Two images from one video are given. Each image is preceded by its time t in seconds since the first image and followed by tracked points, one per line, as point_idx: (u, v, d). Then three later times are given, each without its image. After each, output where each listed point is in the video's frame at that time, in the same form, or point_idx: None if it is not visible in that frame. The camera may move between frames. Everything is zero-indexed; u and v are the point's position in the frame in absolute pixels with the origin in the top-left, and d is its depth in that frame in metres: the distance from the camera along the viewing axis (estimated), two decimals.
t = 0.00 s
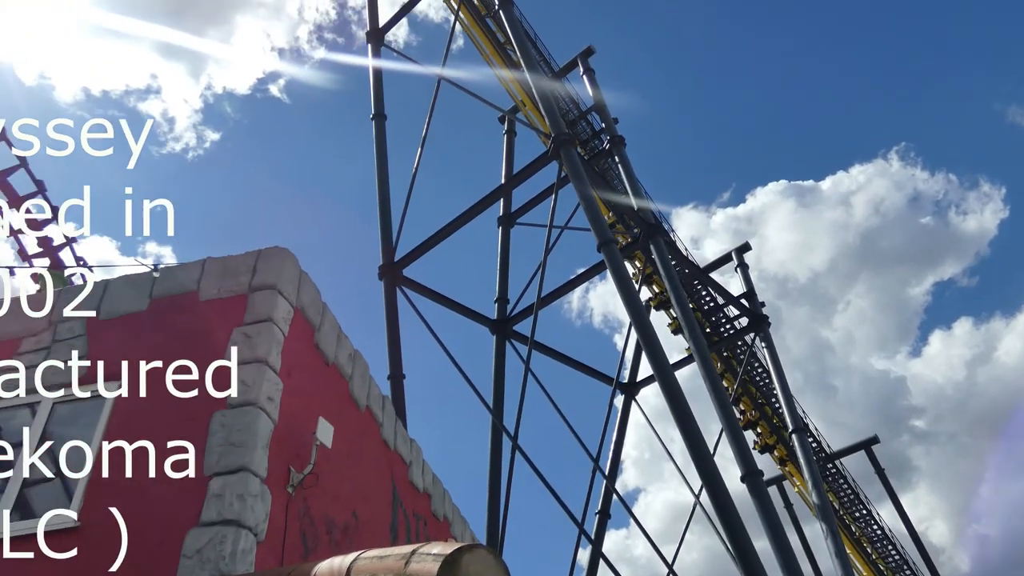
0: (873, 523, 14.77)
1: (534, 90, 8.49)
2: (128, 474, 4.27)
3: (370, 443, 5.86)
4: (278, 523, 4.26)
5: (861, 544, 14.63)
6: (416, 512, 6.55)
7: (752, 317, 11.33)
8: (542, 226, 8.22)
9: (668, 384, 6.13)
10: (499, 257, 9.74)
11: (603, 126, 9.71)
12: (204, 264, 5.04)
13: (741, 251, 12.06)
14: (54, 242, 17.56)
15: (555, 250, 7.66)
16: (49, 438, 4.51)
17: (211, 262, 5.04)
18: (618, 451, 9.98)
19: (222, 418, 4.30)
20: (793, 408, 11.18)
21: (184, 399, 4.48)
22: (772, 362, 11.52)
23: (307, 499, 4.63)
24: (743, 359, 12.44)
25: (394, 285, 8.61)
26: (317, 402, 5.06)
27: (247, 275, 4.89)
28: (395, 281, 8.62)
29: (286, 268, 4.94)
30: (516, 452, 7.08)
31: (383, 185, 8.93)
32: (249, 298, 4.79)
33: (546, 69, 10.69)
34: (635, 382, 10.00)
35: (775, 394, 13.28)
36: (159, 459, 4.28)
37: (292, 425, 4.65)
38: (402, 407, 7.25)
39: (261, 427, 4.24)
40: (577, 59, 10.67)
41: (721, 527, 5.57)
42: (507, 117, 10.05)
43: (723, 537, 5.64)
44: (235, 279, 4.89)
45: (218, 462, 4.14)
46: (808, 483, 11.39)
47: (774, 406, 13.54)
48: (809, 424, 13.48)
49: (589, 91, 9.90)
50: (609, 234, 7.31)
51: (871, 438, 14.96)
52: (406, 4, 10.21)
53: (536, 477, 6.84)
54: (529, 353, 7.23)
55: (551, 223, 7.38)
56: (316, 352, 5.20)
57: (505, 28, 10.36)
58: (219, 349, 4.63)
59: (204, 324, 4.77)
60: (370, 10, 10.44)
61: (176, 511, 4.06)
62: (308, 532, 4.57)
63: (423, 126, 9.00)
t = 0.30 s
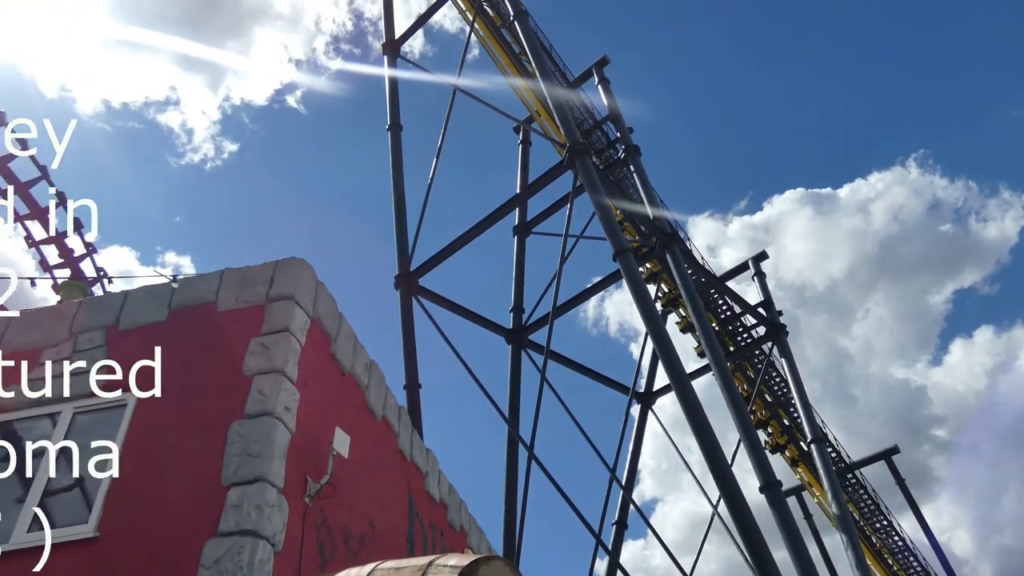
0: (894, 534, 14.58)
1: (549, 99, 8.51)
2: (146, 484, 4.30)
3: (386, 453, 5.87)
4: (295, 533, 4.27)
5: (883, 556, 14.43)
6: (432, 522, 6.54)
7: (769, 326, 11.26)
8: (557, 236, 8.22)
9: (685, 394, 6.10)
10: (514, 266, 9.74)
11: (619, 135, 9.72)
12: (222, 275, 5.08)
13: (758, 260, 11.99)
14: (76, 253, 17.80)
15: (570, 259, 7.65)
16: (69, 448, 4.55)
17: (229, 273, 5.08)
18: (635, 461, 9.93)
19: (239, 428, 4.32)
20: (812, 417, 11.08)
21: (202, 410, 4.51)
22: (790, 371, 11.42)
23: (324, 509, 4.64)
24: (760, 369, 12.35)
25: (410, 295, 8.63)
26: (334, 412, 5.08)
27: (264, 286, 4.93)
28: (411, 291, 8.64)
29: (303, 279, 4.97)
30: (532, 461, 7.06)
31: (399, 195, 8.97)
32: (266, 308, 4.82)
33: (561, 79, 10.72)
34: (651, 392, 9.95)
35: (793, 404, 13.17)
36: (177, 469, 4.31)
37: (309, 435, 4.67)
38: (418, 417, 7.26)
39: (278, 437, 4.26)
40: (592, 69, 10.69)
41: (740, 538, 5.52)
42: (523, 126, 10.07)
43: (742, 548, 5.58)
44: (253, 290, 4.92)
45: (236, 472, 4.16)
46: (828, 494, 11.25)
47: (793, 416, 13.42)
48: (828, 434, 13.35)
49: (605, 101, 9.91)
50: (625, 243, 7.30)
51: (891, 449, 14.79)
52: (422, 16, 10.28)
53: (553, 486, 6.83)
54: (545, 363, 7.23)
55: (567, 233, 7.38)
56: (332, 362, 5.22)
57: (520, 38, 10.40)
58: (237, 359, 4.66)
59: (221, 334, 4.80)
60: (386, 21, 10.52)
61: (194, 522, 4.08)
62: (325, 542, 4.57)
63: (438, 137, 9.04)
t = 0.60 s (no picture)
0: (905, 546, 14.45)
1: (558, 109, 8.53)
2: (155, 494, 4.31)
3: (395, 462, 5.86)
4: (304, 542, 4.27)
5: (893, 567, 14.31)
6: (440, 532, 6.53)
7: (779, 335, 11.21)
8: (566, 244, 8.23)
9: (694, 404, 6.08)
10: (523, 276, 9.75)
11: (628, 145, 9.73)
12: (232, 284, 5.11)
13: (767, 269, 11.95)
14: (87, 263, 17.93)
15: (579, 268, 7.65)
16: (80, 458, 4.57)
17: (239, 282, 5.10)
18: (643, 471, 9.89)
19: (249, 437, 4.33)
20: (822, 427, 11.01)
21: (211, 420, 4.52)
22: (800, 381, 11.36)
23: (333, 519, 4.65)
24: (770, 379, 12.29)
25: (419, 303, 8.65)
26: (342, 421, 5.09)
27: (274, 295, 4.95)
28: (420, 299, 8.65)
29: (312, 289, 4.99)
30: (540, 471, 7.05)
31: (408, 205, 9.00)
32: (275, 318, 4.84)
33: (570, 88, 10.75)
34: (660, 402, 9.92)
35: (803, 413, 13.10)
36: (187, 479, 4.32)
37: (318, 444, 4.68)
38: (427, 427, 7.26)
39: (287, 446, 4.27)
40: (601, 78, 10.71)
41: (750, 549, 5.48)
42: (532, 135, 10.10)
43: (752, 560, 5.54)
44: (263, 300, 4.95)
45: (245, 481, 4.17)
46: (838, 504, 11.17)
47: (803, 425, 13.35)
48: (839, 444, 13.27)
49: (614, 110, 9.93)
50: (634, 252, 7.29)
51: (902, 459, 14.70)
52: (431, 25, 10.33)
53: (561, 496, 6.83)
54: (554, 372, 7.25)
55: (576, 242, 7.39)
56: (341, 371, 5.23)
57: (529, 48, 10.44)
58: (247, 368, 4.67)
59: (230, 344, 4.82)
60: (396, 31, 10.59)
61: (204, 532, 4.09)
62: (333, 551, 4.58)
63: (448, 146, 9.09)
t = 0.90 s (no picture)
0: (904, 553, 14.43)
1: (557, 115, 8.55)
2: (153, 500, 4.30)
3: (393, 469, 5.85)
4: (302, 549, 4.27)
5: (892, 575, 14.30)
6: (439, 539, 6.52)
7: (777, 341, 11.22)
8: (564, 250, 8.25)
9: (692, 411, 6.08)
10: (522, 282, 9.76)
11: (626, 151, 9.76)
12: (231, 290, 5.11)
13: (766, 275, 11.98)
14: (85, 268, 17.91)
15: (577, 274, 7.67)
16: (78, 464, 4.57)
17: (238, 288, 5.11)
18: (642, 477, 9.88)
19: (247, 444, 4.33)
20: (820, 434, 11.01)
21: (209, 426, 4.52)
22: (798, 388, 11.37)
23: (331, 526, 4.64)
24: (768, 385, 12.30)
25: (417, 310, 8.66)
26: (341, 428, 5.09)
27: (273, 302, 4.95)
28: (418, 305, 8.66)
29: (311, 296, 4.99)
30: (539, 477, 7.05)
31: (407, 211, 9.01)
32: (274, 324, 4.84)
33: (569, 95, 10.78)
34: (658, 408, 9.92)
35: (801, 420, 13.10)
36: (185, 485, 4.31)
37: (316, 451, 4.68)
38: (426, 433, 7.25)
39: (285, 453, 4.26)
40: (600, 85, 10.75)
41: (748, 556, 5.48)
42: (531, 142, 10.12)
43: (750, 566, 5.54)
44: (262, 306, 4.95)
45: (243, 488, 4.17)
46: (837, 512, 11.16)
47: (801, 432, 13.35)
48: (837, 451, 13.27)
49: (613, 116, 9.96)
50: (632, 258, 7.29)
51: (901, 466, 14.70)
52: (431, 32, 10.37)
53: (559, 502, 6.83)
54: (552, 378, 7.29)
55: (575, 248, 7.40)
56: (340, 378, 5.23)
57: (528, 54, 10.47)
58: (246, 375, 4.67)
59: (229, 351, 4.82)
60: (396, 38, 10.62)
61: (202, 539, 4.09)
62: (331, 558, 4.57)
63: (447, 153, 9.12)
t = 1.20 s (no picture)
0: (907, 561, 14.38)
1: (559, 121, 8.57)
2: (156, 507, 4.31)
3: (395, 476, 5.85)
4: (305, 556, 4.26)
5: None
6: (441, 547, 6.50)
7: (779, 347, 11.21)
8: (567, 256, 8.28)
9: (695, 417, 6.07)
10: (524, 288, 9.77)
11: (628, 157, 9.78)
12: (234, 297, 5.12)
13: (768, 281, 11.97)
14: (88, 276, 17.93)
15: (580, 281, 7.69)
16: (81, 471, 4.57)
17: (240, 295, 5.12)
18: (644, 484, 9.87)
19: (249, 451, 4.33)
20: (823, 440, 10.99)
21: (212, 433, 4.52)
22: (800, 394, 11.36)
23: (334, 533, 4.64)
24: (771, 392, 12.29)
25: (419, 316, 8.66)
26: (344, 434, 5.10)
27: (275, 309, 4.97)
28: (420, 311, 8.67)
29: (314, 303, 5.00)
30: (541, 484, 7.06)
31: (409, 217, 9.03)
32: (277, 331, 4.85)
33: (570, 102, 10.81)
34: (661, 415, 9.91)
35: (804, 427, 13.08)
36: (188, 492, 4.32)
37: (319, 457, 4.68)
38: (428, 440, 7.25)
39: (288, 460, 4.27)
40: (602, 92, 10.77)
41: (750, 563, 5.46)
42: (533, 149, 10.15)
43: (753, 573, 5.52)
44: (264, 313, 4.96)
45: (246, 495, 4.17)
46: (840, 518, 11.13)
47: (804, 439, 13.32)
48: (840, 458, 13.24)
49: (614, 123, 9.98)
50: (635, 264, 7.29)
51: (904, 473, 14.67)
52: (433, 39, 10.41)
53: (561, 509, 6.85)
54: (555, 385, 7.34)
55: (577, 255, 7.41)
56: (342, 384, 5.23)
57: (530, 61, 10.50)
58: (249, 382, 4.68)
59: (231, 358, 4.83)
60: (398, 45, 10.65)
61: (204, 547, 4.09)
62: (334, 565, 4.57)
63: (449, 159, 9.15)
